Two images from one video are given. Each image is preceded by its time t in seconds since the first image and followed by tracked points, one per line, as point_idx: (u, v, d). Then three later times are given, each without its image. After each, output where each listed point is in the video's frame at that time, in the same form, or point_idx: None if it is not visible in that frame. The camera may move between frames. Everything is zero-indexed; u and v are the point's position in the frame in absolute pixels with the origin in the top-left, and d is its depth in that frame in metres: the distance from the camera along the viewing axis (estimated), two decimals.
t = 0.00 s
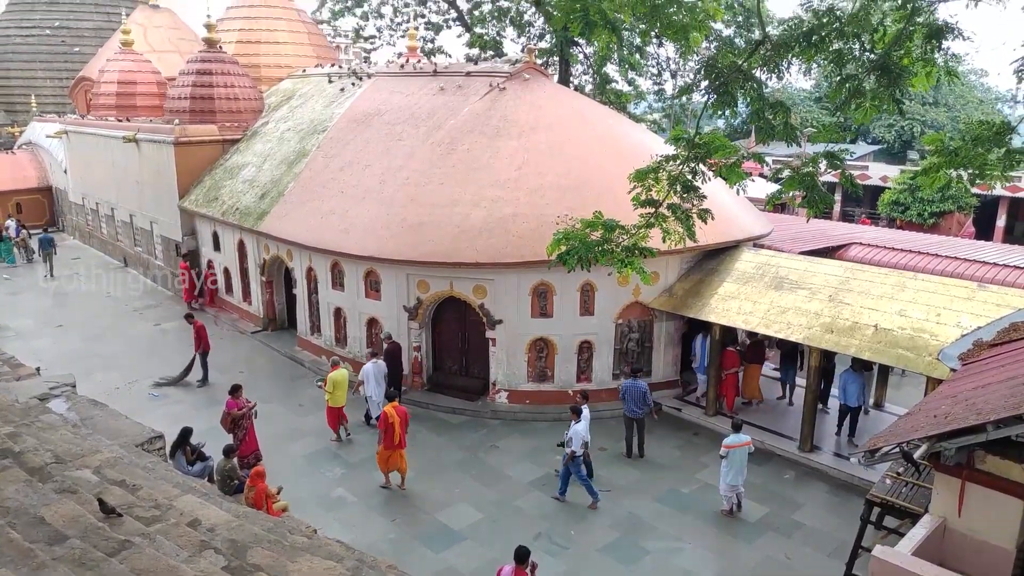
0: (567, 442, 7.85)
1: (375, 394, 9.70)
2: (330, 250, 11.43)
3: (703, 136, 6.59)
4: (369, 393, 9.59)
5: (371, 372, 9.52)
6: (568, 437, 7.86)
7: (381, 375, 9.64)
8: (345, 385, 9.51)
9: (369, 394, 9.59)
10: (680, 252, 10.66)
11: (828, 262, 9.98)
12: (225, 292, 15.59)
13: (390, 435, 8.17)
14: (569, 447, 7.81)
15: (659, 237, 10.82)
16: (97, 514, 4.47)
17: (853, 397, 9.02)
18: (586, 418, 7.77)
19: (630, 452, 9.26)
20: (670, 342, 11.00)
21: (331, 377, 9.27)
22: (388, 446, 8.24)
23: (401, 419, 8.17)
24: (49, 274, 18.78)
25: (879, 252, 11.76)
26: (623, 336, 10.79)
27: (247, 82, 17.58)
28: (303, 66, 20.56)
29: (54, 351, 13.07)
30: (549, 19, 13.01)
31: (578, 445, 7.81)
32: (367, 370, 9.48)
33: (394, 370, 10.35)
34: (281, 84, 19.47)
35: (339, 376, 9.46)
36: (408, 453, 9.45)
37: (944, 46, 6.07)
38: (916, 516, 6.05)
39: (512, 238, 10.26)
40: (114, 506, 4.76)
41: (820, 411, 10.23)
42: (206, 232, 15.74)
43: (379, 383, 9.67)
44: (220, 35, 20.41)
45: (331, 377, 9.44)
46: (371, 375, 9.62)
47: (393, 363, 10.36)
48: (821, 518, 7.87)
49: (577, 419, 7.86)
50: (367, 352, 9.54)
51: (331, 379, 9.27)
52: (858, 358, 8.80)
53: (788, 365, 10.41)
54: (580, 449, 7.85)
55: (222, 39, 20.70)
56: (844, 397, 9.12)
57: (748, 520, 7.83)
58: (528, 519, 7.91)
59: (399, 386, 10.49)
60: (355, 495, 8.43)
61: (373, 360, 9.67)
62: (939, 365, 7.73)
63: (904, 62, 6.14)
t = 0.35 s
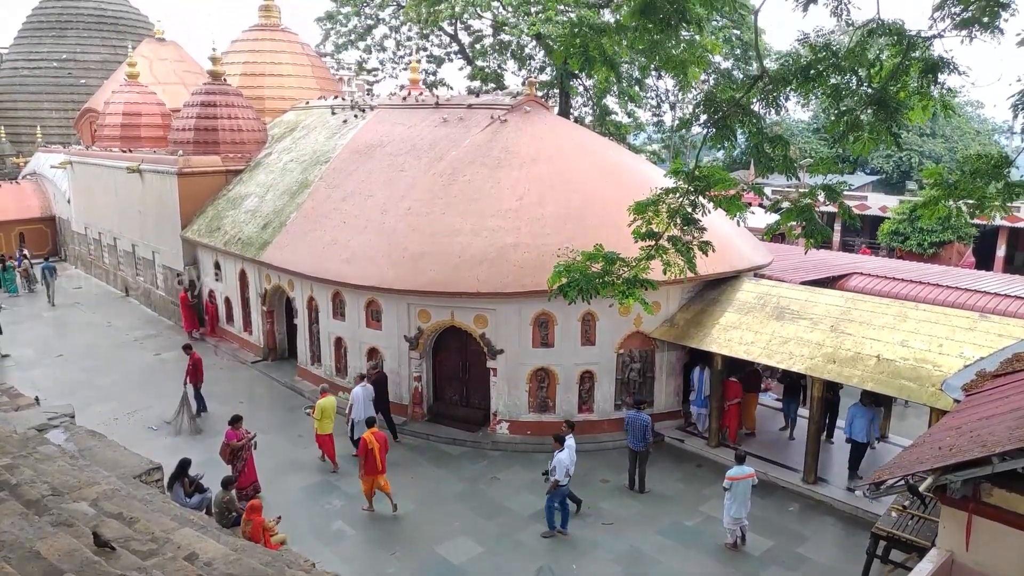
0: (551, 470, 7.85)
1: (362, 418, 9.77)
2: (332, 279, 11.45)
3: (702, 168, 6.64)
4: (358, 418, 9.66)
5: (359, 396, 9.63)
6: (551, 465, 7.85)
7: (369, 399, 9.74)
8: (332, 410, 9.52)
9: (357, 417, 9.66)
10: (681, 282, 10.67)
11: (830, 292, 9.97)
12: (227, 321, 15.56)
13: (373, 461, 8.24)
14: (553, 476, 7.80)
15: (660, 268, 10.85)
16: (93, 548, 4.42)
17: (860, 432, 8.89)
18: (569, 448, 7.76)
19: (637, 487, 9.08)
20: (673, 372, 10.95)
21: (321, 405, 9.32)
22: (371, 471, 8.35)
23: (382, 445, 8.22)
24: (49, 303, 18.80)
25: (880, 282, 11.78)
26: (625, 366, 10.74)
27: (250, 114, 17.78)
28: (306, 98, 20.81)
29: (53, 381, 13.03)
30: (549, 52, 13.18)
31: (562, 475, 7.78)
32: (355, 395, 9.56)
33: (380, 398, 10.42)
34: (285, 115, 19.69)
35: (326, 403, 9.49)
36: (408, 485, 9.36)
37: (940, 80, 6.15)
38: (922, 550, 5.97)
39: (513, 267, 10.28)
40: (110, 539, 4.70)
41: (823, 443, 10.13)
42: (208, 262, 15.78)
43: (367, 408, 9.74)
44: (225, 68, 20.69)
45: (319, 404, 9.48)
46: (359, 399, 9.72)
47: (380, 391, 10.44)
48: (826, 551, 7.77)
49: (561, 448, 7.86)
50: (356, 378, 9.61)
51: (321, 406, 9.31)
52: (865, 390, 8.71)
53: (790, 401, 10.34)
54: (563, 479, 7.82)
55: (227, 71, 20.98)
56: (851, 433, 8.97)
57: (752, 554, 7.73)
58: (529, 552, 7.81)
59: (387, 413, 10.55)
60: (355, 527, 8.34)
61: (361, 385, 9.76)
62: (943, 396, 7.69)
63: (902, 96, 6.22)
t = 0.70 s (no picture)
0: (534, 498, 7.85)
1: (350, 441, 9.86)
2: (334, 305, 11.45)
3: (703, 198, 6.68)
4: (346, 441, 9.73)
5: (348, 419, 9.73)
6: (534, 493, 7.85)
7: (357, 423, 9.83)
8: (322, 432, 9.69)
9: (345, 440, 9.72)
10: (684, 308, 10.67)
11: (833, 319, 9.95)
12: (229, 347, 15.53)
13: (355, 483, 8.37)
14: (535, 504, 7.78)
15: (663, 295, 10.86)
16: None
17: (870, 465, 8.79)
18: (552, 477, 7.75)
19: (644, 517, 8.99)
20: (676, 399, 10.90)
21: (312, 426, 9.40)
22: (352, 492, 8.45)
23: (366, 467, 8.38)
24: (52, 329, 18.82)
25: (883, 309, 11.77)
26: (628, 393, 10.70)
27: (256, 142, 17.96)
28: (311, 125, 21.02)
29: (55, 407, 13.01)
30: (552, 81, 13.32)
31: (543, 503, 7.77)
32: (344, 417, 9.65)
33: (367, 418, 10.43)
34: (289, 142, 19.86)
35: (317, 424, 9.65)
36: (409, 513, 9.28)
37: (940, 110, 6.22)
38: None
39: (516, 293, 10.30)
40: (108, 568, 4.66)
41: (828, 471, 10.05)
42: (211, 287, 15.80)
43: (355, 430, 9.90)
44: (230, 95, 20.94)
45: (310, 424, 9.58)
46: (347, 422, 9.81)
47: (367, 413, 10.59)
48: None
49: (545, 476, 7.84)
50: (346, 401, 9.71)
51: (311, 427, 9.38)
52: (876, 421, 8.61)
53: (794, 429, 10.28)
54: (546, 506, 7.80)
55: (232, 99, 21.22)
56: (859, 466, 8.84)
57: None
58: None
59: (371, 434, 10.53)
60: (355, 557, 8.26)
61: (349, 408, 9.87)
62: (949, 424, 7.63)
63: (901, 125, 6.28)
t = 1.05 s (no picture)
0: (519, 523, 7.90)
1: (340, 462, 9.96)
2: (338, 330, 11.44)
3: (708, 226, 6.72)
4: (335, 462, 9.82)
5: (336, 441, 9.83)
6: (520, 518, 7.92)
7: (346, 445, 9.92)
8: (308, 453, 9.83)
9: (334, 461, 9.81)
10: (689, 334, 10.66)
11: (839, 345, 9.92)
12: (232, 372, 15.52)
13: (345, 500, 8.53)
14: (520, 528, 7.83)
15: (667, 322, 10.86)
16: None
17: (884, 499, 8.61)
18: (538, 502, 7.82)
19: (649, 545, 8.87)
20: (681, 426, 10.84)
21: (298, 447, 9.51)
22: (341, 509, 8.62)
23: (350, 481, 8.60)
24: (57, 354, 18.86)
25: (888, 334, 11.74)
26: (633, 419, 10.65)
27: (262, 168, 18.13)
28: (317, 151, 21.22)
29: (58, 432, 13.00)
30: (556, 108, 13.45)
31: (528, 528, 7.80)
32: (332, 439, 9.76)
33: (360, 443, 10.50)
34: (295, 168, 20.02)
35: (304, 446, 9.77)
36: (412, 541, 9.20)
37: (943, 138, 6.26)
38: None
39: (520, 319, 10.30)
40: None
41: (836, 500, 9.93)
42: (216, 312, 15.83)
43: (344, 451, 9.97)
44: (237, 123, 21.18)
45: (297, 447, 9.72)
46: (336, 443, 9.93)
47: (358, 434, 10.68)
48: None
49: (532, 500, 7.92)
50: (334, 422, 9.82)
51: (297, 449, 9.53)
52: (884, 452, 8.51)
53: (801, 457, 10.11)
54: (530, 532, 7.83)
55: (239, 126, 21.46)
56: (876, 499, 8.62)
57: None
58: None
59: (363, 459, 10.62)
60: None
61: (338, 430, 10.00)
62: (957, 452, 7.55)
63: (904, 154, 6.32)
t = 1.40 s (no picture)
0: (513, 546, 7.90)
1: (334, 478, 10.31)
2: (345, 353, 11.44)
3: (715, 251, 6.74)
4: (330, 479, 10.17)
5: (331, 458, 10.12)
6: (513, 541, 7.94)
7: (341, 462, 10.25)
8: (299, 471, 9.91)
9: (329, 479, 10.15)
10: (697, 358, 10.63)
11: (848, 369, 9.85)
12: (240, 395, 15.52)
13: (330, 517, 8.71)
14: (513, 551, 7.85)
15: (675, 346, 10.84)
16: None
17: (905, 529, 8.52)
18: (531, 525, 7.83)
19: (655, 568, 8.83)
20: (689, 450, 10.77)
21: (291, 467, 9.59)
22: (326, 530, 8.74)
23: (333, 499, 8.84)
24: (65, 376, 18.92)
25: (897, 358, 11.67)
26: (641, 444, 10.60)
27: (271, 191, 18.31)
28: (326, 175, 21.41)
29: (65, 454, 13.01)
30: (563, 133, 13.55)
31: (521, 551, 7.81)
32: (328, 457, 10.07)
33: (354, 461, 10.80)
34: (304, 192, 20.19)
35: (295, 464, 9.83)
36: (418, 565, 9.12)
37: (951, 164, 6.28)
38: None
39: (527, 342, 10.29)
40: None
41: (846, 526, 9.80)
42: (224, 334, 15.87)
43: (338, 468, 10.24)
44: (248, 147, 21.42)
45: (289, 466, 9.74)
46: (331, 461, 10.22)
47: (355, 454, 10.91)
48: None
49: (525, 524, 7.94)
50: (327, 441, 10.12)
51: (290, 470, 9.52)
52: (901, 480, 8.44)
53: (808, 484, 10.00)
54: (523, 555, 7.85)
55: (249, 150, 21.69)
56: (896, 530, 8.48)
57: None
58: None
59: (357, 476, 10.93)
60: None
61: (334, 448, 10.27)
62: (969, 478, 7.47)
63: (911, 180, 6.34)
